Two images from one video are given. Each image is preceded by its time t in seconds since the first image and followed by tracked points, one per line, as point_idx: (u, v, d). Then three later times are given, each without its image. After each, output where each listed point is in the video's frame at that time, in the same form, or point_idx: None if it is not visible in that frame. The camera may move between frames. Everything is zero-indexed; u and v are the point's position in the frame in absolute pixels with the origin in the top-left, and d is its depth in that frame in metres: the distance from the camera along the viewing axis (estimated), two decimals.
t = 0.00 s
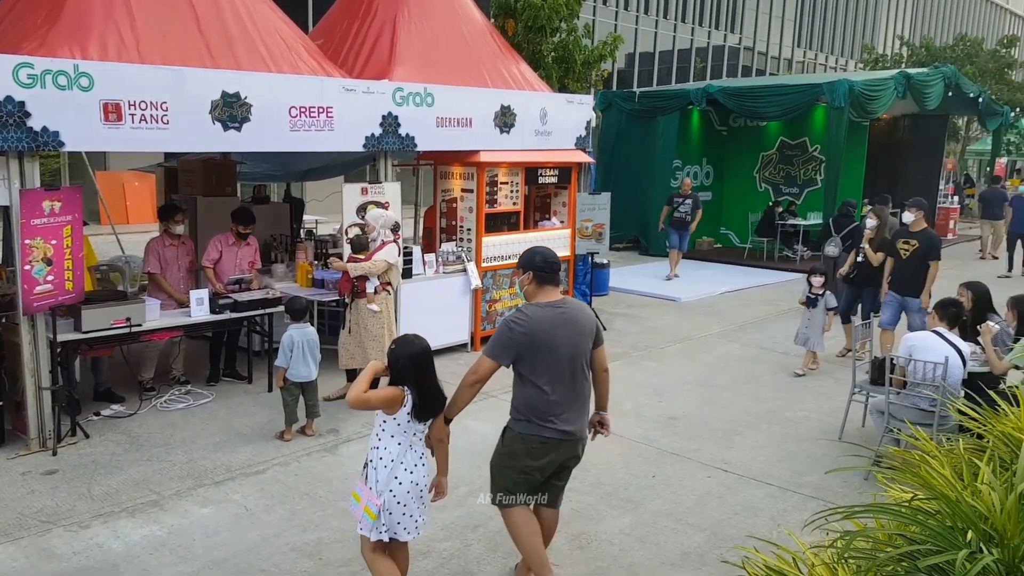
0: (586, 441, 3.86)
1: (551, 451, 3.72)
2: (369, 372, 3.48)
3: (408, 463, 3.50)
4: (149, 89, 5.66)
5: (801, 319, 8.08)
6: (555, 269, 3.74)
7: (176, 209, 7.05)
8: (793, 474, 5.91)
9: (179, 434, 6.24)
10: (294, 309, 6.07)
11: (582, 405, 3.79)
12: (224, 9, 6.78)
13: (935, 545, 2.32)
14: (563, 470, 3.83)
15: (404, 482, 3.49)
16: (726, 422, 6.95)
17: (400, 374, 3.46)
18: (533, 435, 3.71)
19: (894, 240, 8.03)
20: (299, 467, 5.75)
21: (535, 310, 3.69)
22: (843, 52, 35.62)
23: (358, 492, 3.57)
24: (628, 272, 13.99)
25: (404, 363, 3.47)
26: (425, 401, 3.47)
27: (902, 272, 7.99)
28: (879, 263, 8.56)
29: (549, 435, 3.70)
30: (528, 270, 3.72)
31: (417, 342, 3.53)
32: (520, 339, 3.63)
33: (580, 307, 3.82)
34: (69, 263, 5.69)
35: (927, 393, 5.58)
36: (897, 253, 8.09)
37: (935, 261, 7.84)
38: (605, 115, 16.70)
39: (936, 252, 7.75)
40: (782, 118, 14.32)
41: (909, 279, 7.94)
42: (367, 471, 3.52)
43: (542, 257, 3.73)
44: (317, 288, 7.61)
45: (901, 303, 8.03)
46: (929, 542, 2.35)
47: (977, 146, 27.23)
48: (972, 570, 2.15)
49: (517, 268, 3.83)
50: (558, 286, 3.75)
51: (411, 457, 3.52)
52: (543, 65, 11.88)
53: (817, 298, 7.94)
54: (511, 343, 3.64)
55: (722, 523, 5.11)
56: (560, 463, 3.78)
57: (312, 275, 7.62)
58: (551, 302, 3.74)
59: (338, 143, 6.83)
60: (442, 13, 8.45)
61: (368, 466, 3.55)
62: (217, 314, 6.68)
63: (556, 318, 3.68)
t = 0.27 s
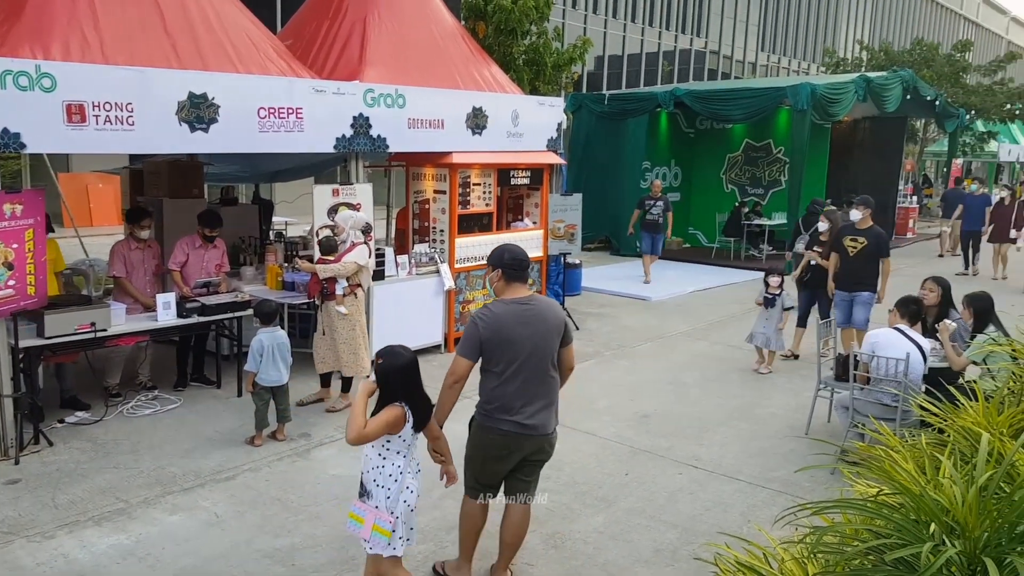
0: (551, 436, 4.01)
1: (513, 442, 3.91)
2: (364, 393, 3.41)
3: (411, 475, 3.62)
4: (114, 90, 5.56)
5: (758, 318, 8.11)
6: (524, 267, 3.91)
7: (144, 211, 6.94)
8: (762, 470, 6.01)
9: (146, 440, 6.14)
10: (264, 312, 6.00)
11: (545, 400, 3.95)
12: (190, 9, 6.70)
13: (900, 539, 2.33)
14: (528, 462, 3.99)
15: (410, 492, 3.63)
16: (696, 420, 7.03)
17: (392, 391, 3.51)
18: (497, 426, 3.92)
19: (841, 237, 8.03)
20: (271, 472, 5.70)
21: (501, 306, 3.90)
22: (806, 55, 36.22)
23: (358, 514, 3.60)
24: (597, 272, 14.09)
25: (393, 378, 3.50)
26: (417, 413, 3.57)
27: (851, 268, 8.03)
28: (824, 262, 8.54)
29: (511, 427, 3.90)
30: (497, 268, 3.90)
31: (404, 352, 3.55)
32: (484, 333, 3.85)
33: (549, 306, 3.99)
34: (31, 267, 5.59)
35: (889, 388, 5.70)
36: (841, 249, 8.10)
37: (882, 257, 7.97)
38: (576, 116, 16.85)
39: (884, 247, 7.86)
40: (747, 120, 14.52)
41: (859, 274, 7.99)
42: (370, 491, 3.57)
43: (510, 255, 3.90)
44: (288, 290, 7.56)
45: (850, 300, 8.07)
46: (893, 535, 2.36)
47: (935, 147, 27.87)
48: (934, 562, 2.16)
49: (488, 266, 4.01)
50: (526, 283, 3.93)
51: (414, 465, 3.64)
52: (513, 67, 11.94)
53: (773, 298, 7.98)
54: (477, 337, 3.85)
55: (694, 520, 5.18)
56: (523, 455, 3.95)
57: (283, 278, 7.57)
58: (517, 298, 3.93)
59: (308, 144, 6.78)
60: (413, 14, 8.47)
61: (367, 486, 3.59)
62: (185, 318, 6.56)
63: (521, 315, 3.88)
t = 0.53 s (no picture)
0: (518, 432, 4.05)
1: (477, 438, 3.99)
2: (362, 404, 3.43)
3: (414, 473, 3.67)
4: (80, 91, 5.47)
5: (718, 321, 8.10)
6: (493, 267, 4.01)
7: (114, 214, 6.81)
8: (733, 467, 6.09)
9: (115, 445, 6.05)
10: (234, 316, 5.94)
11: (511, 397, 4.00)
12: (158, 9, 6.62)
13: (873, 533, 2.38)
14: (496, 459, 4.05)
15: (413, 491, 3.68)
16: (669, 419, 7.10)
17: (394, 396, 3.49)
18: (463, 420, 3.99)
19: (800, 240, 8.09)
20: (243, 476, 5.65)
21: (468, 304, 3.98)
22: (774, 58, 36.71)
23: (366, 521, 3.54)
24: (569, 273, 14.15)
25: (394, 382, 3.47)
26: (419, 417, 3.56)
27: (807, 272, 8.07)
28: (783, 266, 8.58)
29: (476, 423, 3.97)
30: (466, 267, 4.01)
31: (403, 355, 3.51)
32: (450, 330, 3.92)
33: (518, 305, 4.05)
34: None
35: (858, 386, 5.81)
36: (801, 254, 8.19)
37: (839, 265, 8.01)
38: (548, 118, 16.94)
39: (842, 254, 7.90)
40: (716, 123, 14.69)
41: (814, 279, 8.01)
42: (379, 495, 3.55)
43: (480, 255, 4.01)
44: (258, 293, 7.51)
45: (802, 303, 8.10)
46: (866, 530, 2.41)
47: (899, 149, 28.40)
48: (905, 556, 2.21)
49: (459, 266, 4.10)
50: (494, 282, 4.02)
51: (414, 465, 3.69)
52: (485, 69, 11.95)
53: (732, 301, 8.01)
54: (444, 333, 3.94)
55: (667, 518, 5.23)
56: (490, 451, 4.01)
57: (253, 281, 7.53)
58: (485, 297, 4.00)
59: (278, 146, 6.72)
60: (384, 15, 8.46)
61: (374, 491, 3.56)
62: (155, 322, 6.50)
63: (489, 315, 3.95)
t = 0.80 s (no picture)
0: (484, 429, 4.09)
1: (446, 432, 4.04)
2: (355, 403, 3.41)
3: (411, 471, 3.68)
4: (47, 92, 5.39)
5: (680, 321, 8.03)
6: (463, 267, 4.01)
7: (83, 217, 6.71)
8: (707, 466, 6.14)
9: (85, 451, 5.95)
10: (206, 319, 5.88)
11: (478, 393, 4.04)
12: (126, 9, 6.53)
13: (847, 527, 2.42)
14: (463, 455, 4.08)
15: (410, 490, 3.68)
16: (644, 418, 7.14)
17: (386, 395, 3.48)
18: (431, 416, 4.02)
19: (762, 240, 8.07)
20: (217, 481, 5.59)
21: (437, 302, 4.03)
22: (744, 60, 37.13)
23: (366, 519, 3.54)
24: (544, 274, 14.19)
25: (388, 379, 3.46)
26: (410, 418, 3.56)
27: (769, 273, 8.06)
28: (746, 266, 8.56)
29: (445, 418, 4.02)
30: (436, 266, 4.02)
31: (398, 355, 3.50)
32: (419, 326, 3.97)
33: (487, 304, 4.10)
34: None
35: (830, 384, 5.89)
36: (762, 253, 8.17)
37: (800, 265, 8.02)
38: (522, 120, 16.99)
39: (803, 256, 7.90)
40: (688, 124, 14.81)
41: (776, 280, 8.02)
42: (377, 492, 3.56)
43: (450, 254, 4.02)
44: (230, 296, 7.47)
45: (763, 304, 8.10)
46: (840, 525, 2.45)
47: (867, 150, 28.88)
48: (879, 549, 2.25)
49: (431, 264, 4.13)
50: (465, 281, 4.05)
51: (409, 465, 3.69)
52: (458, 70, 11.95)
53: (694, 301, 7.94)
54: (412, 330, 3.99)
55: (643, 517, 5.27)
56: (456, 446, 4.05)
57: (225, 283, 7.48)
58: (455, 295, 4.05)
59: (250, 147, 6.66)
60: (356, 16, 8.42)
61: (373, 490, 3.57)
62: (125, 326, 6.41)
63: (458, 311, 4.01)
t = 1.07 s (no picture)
0: (451, 421, 4.24)
1: (414, 426, 4.18)
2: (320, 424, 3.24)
3: (390, 466, 3.59)
4: (13, 91, 5.28)
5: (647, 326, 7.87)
6: (433, 264, 4.13)
7: (52, 219, 6.59)
8: (684, 465, 6.17)
9: (55, 457, 5.84)
10: (179, 322, 5.80)
11: (446, 388, 4.19)
12: (95, 8, 6.43)
13: (823, 522, 2.44)
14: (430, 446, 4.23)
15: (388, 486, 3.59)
16: (621, 419, 7.16)
17: (364, 391, 3.45)
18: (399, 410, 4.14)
19: (725, 244, 7.91)
20: (191, 486, 5.50)
21: (407, 298, 4.13)
22: (717, 62, 37.44)
23: (340, 501, 3.62)
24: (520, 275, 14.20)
25: (365, 375, 3.43)
26: (389, 415, 3.50)
27: (734, 276, 7.92)
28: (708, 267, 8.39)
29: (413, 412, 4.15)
30: (408, 264, 4.13)
31: (383, 354, 3.44)
32: (389, 323, 4.08)
33: (455, 301, 4.23)
34: None
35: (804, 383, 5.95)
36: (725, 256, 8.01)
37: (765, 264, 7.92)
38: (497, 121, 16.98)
39: (767, 256, 7.76)
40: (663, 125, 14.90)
41: (741, 284, 7.91)
42: (350, 480, 3.59)
43: (421, 252, 4.13)
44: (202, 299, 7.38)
45: (730, 309, 7.99)
46: (816, 521, 2.46)
47: (839, 151, 29.23)
48: (854, 544, 2.27)
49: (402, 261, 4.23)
50: (435, 279, 4.16)
51: (391, 462, 3.60)
52: (433, 70, 11.90)
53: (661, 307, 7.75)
54: (382, 326, 4.09)
55: (622, 517, 5.28)
56: (423, 439, 4.19)
57: (197, 286, 7.38)
58: (425, 293, 4.16)
59: (223, 148, 6.58)
60: (329, 15, 8.36)
61: (349, 476, 3.62)
62: (96, 329, 6.29)
63: (428, 309, 4.13)
